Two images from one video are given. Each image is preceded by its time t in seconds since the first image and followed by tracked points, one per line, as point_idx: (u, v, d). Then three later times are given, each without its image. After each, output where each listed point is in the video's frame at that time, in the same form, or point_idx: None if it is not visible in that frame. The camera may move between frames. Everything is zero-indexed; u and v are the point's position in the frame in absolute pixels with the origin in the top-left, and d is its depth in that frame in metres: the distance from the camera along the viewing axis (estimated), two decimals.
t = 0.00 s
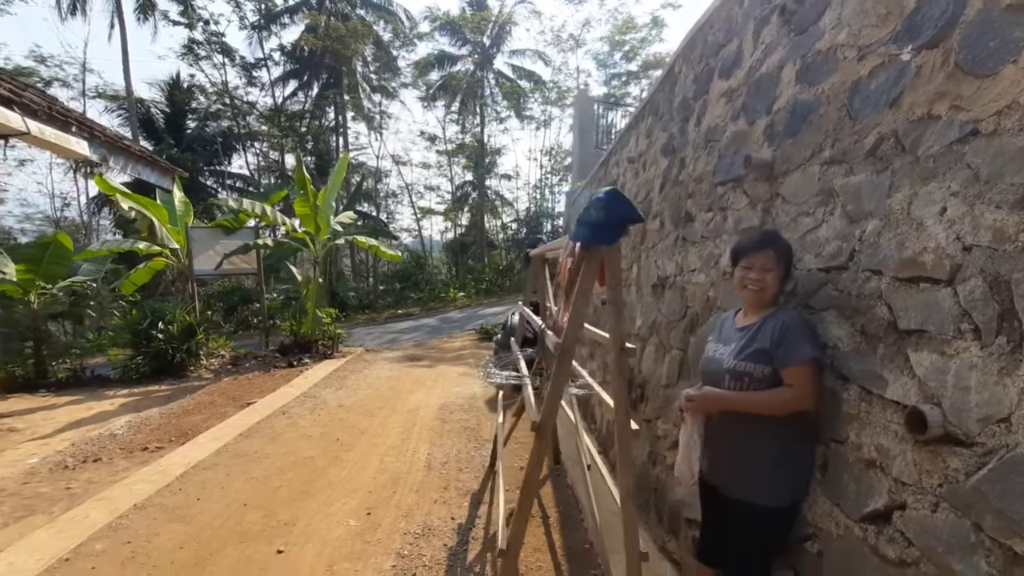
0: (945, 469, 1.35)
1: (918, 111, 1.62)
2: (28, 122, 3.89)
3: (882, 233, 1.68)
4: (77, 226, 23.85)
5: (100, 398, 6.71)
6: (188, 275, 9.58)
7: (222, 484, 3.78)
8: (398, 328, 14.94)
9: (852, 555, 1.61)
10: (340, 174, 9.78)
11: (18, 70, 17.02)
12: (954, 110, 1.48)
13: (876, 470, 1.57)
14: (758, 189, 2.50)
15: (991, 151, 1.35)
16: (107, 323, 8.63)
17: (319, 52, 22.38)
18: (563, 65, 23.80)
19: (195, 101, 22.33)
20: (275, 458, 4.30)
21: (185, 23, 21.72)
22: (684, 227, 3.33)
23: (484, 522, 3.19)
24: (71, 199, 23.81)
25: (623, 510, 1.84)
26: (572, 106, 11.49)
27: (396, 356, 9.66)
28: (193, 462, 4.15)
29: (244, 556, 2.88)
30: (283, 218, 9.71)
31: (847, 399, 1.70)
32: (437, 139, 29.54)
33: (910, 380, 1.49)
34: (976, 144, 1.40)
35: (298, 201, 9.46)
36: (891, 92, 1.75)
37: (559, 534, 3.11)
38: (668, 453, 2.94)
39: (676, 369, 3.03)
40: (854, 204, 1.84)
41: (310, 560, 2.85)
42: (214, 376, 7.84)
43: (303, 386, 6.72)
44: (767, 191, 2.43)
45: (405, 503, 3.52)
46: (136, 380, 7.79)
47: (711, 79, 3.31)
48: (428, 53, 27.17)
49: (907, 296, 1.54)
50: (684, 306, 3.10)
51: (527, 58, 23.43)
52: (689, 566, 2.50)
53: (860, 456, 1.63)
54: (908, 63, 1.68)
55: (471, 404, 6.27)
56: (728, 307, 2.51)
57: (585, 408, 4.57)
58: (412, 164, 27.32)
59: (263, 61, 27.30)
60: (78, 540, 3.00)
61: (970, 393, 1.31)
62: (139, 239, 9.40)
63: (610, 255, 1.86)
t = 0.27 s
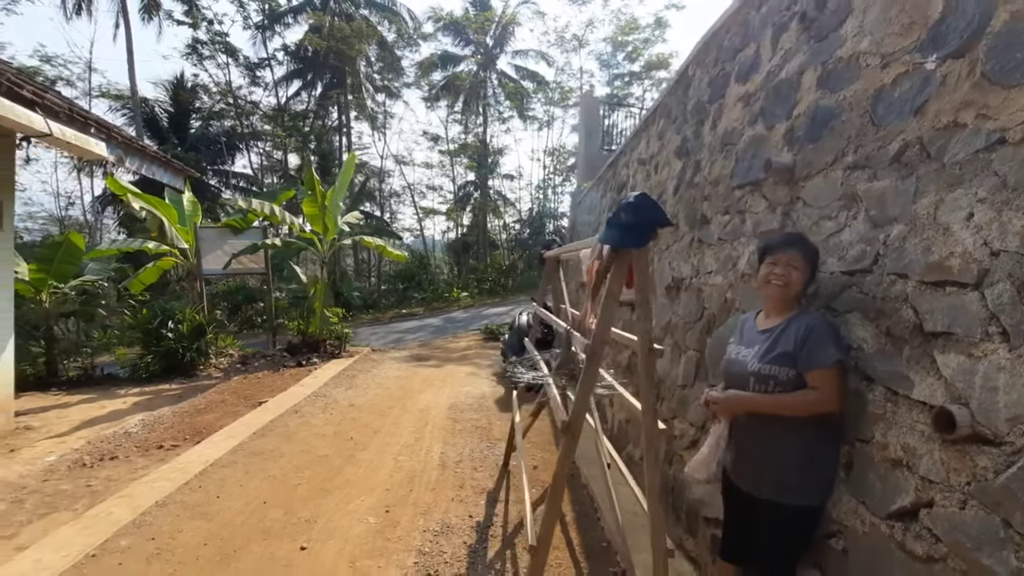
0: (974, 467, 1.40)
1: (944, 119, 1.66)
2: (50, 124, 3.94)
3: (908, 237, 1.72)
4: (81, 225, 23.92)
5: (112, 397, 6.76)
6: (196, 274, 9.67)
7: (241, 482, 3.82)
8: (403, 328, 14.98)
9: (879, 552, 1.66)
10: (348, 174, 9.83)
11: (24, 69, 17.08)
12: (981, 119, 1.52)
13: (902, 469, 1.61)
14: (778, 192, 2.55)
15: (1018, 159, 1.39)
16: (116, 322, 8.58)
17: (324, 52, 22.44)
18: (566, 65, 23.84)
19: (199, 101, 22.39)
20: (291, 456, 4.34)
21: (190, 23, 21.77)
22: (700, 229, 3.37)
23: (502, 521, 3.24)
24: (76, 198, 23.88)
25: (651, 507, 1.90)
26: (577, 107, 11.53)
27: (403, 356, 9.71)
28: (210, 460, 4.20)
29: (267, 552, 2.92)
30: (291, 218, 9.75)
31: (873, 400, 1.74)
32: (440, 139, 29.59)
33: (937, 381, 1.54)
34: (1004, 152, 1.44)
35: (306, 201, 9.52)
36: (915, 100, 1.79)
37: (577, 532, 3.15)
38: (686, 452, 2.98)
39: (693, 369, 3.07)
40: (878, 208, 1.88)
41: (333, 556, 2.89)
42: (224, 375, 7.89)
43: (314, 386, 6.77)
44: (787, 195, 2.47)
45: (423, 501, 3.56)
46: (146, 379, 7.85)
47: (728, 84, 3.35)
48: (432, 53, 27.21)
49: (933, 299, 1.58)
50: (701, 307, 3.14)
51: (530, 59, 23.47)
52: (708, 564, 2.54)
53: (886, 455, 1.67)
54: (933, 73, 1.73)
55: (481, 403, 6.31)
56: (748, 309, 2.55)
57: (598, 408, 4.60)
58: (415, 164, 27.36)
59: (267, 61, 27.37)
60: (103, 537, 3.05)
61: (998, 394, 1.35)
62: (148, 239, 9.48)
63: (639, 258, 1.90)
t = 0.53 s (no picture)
0: (985, 475, 1.42)
1: (955, 130, 1.68)
2: (61, 127, 3.97)
3: (918, 247, 1.74)
4: (84, 224, 23.97)
5: (118, 397, 6.79)
6: (201, 275, 9.68)
7: (249, 483, 3.85)
8: (405, 328, 15.00)
9: (889, 557, 1.68)
10: (352, 175, 9.85)
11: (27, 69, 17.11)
12: (992, 131, 1.55)
13: (912, 476, 1.63)
14: (787, 199, 2.57)
15: None
16: (120, 322, 8.59)
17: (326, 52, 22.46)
18: (569, 65, 23.86)
19: (202, 101, 22.42)
20: (299, 457, 4.37)
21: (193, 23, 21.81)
22: (707, 234, 3.40)
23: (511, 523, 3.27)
24: (78, 198, 23.92)
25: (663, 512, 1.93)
26: (581, 109, 11.55)
27: (407, 356, 9.74)
28: (219, 461, 4.22)
29: (278, 554, 2.95)
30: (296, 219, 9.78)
31: (883, 407, 1.77)
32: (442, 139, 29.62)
33: (948, 390, 1.56)
34: (1015, 165, 1.46)
35: (310, 201, 9.55)
36: (926, 111, 1.82)
37: (584, 534, 3.17)
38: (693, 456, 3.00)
39: (700, 373, 3.09)
40: (889, 217, 1.91)
41: (343, 558, 2.92)
42: (229, 375, 7.92)
43: (319, 386, 6.79)
44: (796, 202, 2.50)
45: (431, 503, 3.59)
46: (151, 379, 7.88)
47: (736, 89, 3.38)
48: (434, 53, 27.24)
49: (944, 309, 1.61)
50: (709, 312, 3.17)
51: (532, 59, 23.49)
52: (717, 567, 2.56)
53: (897, 462, 1.70)
54: (944, 84, 1.75)
55: (486, 405, 6.33)
56: (757, 315, 2.58)
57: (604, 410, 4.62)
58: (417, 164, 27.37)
59: (269, 61, 27.40)
60: (115, 538, 3.07)
61: (1010, 403, 1.37)
62: (153, 240, 9.51)
63: (652, 266, 1.93)
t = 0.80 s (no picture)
0: (986, 479, 1.43)
1: (957, 136, 1.69)
2: (64, 129, 3.98)
3: (920, 251, 1.75)
4: (85, 224, 23.97)
5: (120, 397, 6.81)
6: (202, 275, 9.69)
7: (252, 484, 3.86)
8: (406, 328, 15.01)
9: (890, 561, 1.69)
10: (353, 176, 9.87)
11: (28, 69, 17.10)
12: (994, 137, 1.56)
13: (913, 479, 1.64)
14: (789, 202, 2.58)
15: None
16: (122, 321, 8.66)
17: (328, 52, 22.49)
18: (570, 65, 23.87)
19: (203, 100, 22.43)
20: (302, 458, 4.38)
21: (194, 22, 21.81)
22: (709, 236, 3.41)
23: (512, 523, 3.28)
24: (79, 197, 23.92)
25: (665, 512, 1.94)
26: (582, 109, 11.56)
27: (408, 357, 9.76)
28: (221, 462, 4.24)
29: (282, 554, 2.97)
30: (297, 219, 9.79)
31: (885, 410, 1.78)
32: (443, 139, 29.63)
33: (949, 394, 1.57)
34: (1017, 171, 1.47)
35: (312, 202, 9.57)
36: (928, 116, 1.82)
37: (586, 535, 3.18)
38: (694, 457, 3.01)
39: (702, 375, 3.10)
40: (890, 222, 1.92)
41: (346, 559, 2.93)
42: (231, 375, 7.94)
43: (320, 387, 6.81)
44: (798, 205, 2.50)
45: (433, 504, 3.60)
46: (153, 379, 7.90)
47: (738, 92, 3.38)
48: (435, 53, 27.24)
49: (946, 313, 1.61)
50: (710, 314, 3.17)
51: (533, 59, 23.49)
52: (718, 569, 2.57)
53: (898, 466, 1.71)
54: (946, 89, 1.76)
55: (487, 405, 6.34)
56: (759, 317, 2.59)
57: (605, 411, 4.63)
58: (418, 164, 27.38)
59: (270, 60, 27.42)
60: (119, 539, 3.09)
61: (1010, 408, 1.38)
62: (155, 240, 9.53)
63: (655, 268, 1.93)
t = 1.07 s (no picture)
0: (987, 480, 1.42)
1: (957, 134, 1.68)
2: (64, 130, 3.98)
3: (921, 251, 1.74)
4: (86, 224, 24.00)
5: (122, 397, 6.83)
6: (203, 275, 9.71)
7: (253, 484, 3.87)
8: (407, 328, 15.01)
9: (891, 562, 1.69)
10: (354, 175, 9.87)
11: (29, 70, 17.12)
12: (994, 136, 1.55)
13: (914, 479, 1.64)
14: (789, 201, 2.57)
15: None
16: (124, 322, 8.69)
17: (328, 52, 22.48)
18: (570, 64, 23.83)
19: (204, 100, 22.45)
20: (302, 458, 4.39)
21: (194, 22, 21.81)
22: (709, 236, 3.40)
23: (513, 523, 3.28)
24: (81, 198, 23.95)
25: (665, 512, 1.94)
26: (582, 108, 11.54)
27: (409, 356, 9.76)
28: (222, 462, 4.24)
29: (283, 555, 2.97)
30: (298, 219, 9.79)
31: (886, 411, 1.77)
32: (444, 138, 29.62)
33: (950, 394, 1.56)
34: (1018, 170, 1.46)
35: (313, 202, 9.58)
36: (928, 115, 1.82)
37: (587, 535, 3.18)
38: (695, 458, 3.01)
39: (703, 375, 3.10)
40: (891, 221, 1.91)
41: (347, 559, 2.94)
42: (232, 376, 7.95)
43: (321, 387, 6.82)
44: (798, 204, 2.50)
45: (433, 504, 3.60)
46: (154, 379, 7.92)
47: (738, 91, 3.38)
48: (436, 52, 27.24)
49: (946, 313, 1.61)
50: (710, 313, 3.17)
51: (534, 58, 23.47)
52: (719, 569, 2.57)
53: (899, 466, 1.70)
54: (946, 88, 1.76)
55: (488, 405, 6.35)
56: (759, 317, 2.58)
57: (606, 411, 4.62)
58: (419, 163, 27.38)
59: (271, 60, 27.43)
60: (120, 540, 3.09)
61: (1011, 408, 1.37)
62: (156, 240, 9.54)
63: (654, 268, 1.93)
